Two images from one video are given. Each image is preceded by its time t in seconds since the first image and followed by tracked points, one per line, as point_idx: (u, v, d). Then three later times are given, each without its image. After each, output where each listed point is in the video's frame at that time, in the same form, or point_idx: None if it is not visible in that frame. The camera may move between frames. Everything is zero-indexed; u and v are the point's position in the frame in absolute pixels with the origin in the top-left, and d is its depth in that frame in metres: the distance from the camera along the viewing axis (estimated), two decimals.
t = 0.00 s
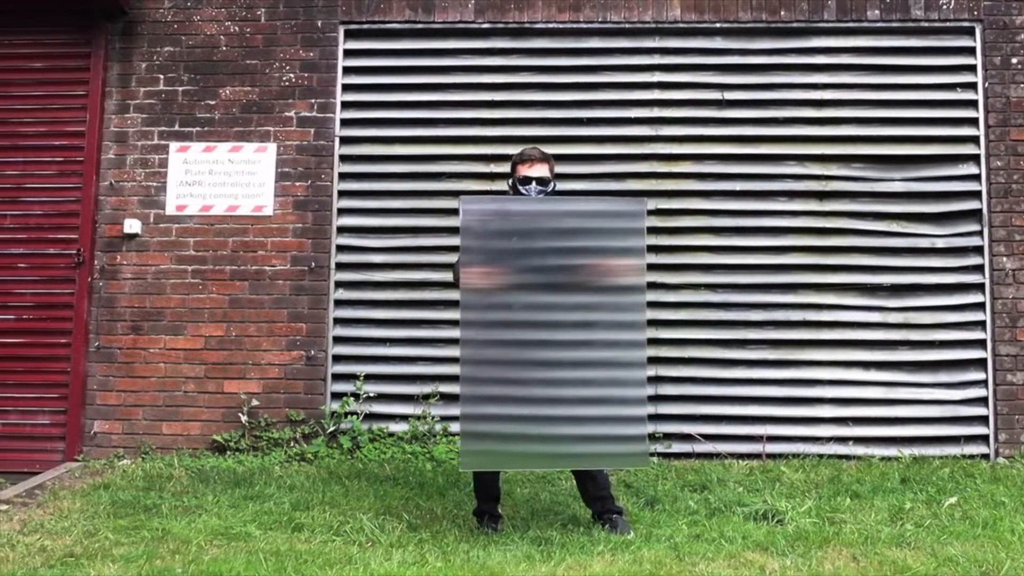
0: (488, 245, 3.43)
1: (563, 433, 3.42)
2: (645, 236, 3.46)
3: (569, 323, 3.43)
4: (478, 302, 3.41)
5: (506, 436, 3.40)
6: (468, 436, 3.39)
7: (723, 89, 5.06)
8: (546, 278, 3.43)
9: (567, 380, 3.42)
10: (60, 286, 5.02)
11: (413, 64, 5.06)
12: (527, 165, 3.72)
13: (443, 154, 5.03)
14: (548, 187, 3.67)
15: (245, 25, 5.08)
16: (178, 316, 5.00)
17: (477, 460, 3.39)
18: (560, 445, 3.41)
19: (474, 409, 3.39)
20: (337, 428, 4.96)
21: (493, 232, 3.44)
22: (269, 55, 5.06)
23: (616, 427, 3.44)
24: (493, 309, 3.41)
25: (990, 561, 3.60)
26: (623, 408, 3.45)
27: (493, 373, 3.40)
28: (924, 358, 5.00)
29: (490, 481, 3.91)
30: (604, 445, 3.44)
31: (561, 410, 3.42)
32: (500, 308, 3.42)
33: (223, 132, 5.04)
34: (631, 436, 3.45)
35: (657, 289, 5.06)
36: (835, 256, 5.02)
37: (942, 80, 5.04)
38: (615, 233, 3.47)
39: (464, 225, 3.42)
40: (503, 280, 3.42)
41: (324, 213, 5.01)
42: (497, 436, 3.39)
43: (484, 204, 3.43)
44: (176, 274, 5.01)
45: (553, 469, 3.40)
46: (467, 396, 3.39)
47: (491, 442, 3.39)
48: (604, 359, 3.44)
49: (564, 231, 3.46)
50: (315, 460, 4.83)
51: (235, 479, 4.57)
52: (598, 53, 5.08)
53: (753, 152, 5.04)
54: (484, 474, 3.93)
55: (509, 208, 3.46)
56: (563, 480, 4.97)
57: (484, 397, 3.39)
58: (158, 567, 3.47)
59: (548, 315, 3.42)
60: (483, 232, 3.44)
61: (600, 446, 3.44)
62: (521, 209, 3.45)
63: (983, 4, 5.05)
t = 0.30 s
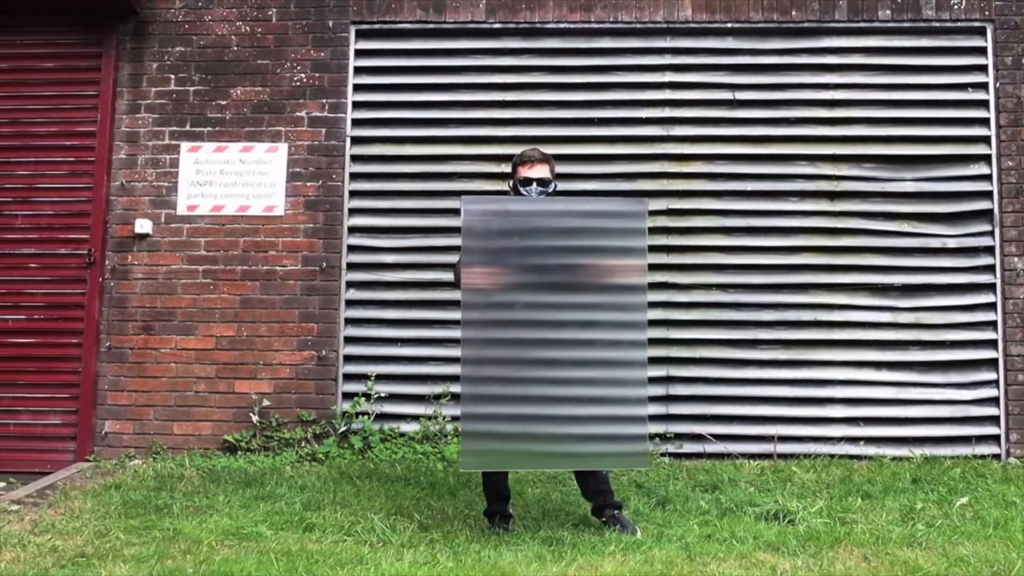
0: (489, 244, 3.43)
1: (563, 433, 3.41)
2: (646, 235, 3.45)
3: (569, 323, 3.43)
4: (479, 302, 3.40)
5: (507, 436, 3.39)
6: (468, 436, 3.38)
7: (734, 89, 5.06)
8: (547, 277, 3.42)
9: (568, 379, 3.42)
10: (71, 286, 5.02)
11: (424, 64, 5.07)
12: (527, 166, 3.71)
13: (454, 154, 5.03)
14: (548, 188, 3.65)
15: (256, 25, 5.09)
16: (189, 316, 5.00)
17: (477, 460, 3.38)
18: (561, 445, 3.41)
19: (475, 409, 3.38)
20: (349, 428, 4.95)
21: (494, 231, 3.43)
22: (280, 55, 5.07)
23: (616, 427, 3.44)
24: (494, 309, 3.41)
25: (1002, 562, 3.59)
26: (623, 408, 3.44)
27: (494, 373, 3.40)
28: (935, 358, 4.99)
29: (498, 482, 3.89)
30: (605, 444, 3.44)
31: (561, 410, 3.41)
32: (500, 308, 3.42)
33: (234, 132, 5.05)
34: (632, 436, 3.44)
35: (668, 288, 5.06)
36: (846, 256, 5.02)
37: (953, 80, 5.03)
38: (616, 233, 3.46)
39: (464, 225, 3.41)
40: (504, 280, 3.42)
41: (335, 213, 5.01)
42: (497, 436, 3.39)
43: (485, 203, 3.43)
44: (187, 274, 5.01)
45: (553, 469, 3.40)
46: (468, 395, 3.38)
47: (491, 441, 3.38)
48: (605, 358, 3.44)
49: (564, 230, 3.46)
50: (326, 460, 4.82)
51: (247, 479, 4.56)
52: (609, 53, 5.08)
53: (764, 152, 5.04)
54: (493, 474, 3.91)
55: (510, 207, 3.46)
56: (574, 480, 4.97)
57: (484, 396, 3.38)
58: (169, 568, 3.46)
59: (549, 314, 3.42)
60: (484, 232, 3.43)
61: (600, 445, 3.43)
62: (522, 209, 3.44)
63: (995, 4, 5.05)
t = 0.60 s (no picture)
0: (491, 244, 3.41)
1: (564, 432, 3.40)
2: (648, 235, 3.43)
3: (571, 323, 3.41)
4: (481, 302, 3.39)
5: (508, 436, 3.39)
6: (468, 435, 3.37)
7: (747, 89, 5.07)
8: (549, 277, 3.41)
9: (569, 379, 3.40)
10: (83, 286, 5.02)
11: (437, 64, 5.07)
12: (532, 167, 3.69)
13: (467, 154, 5.03)
14: (552, 189, 3.63)
15: (268, 25, 5.10)
16: (202, 316, 5.00)
17: (479, 459, 3.37)
18: (562, 444, 3.40)
19: (476, 409, 3.37)
20: (361, 428, 4.95)
21: (495, 231, 3.42)
22: (293, 55, 5.08)
23: (617, 426, 3.43)
24: (496, 308, 3.39)
25: (1016, 562, 3.57)
26: (625, 407, 3.43)
27: (496, 373, 3.38)
28: (948, 358, 4.99)
29: (509, 481, 3.86)
30: (606, 444, 3.43)
31: (562, 410, 3.40)
32: (502, 308, 3.40)
33: (247, 132, 5.06)
34: (633, 436, 3.43)
35: (681, 288, 5.06)
36: (859, 256, 5.02)
37: (966, 80, 5.04)
38: (619, 232, 3.44)
39: (466, 224, 3.40)
40: (506, 280, 3.40)
41: (348, 213, 5.01)
42: (498, 435, 3.38)
43: (487, 203, 3.41)
44: (200, 274, 5.02)
45: (555, 469, 3.40)
46: (469, 395, 3.37)
47: (492, 441, 3.38)
48: (606, 358, 3.42)
49: (566, 230, 3.44)
50: (339, 460, 4.81)
51: (259, 479, 4.55)
52: (621, 53, 5.09)
53: (777, 152, 5.04)
54: (504, 473, 3.89)
55: (512, 207, 3.44)
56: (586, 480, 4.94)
57: (486, 396, 3.37)
58: (182, 568, 3.44)
59: (551, 314, 3.40)
60: (486, 231, 3.41)
61: (600, 445, 3.42)
62: (524, 208, 3.43)
63: (1007, 5, 5.05)
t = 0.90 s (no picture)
0: (491, 244, 3.41)
1: (564, 433, 3.40)
2: (649, 235, 3.43)
3: (571, 323, 3.41)
4: (482, 302, 3.39)
5: (509, 436, 3.38)
6: (468, 435, 3.37)
7: (757, 89, 5.07)
8: (550, 277, 3.40)
9: (569, 379, 3.39)
10: (93, 285, 5.02)
11: (447, 64, 5.08)
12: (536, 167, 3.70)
13: (477, 154, 5.03)
14: (555, 189, 3.62)
15: (279, 25, 5.12)
16: (212, 316, 5.00)
17: (479, 460, 3.37)
18: (562, 445, 3.40)
19: (477, 409, 3.36)
20: (371, 428, 4.94)
21: (496, 231, 3.42)
22: (303, 55, 5.09)
23: (618, 426, 3.42)
24: (496, 308, 3.39)
25: None
26: (625, 408, 3.42)
27: (496, 373, 3.38)
28: (958, 358, 4.99)
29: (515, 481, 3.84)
30: (606, 445, 3.41)
31: (563, 410, 3.39)
32: (503, 308, 3.40)
33: (256, 132, 5.06)
34: (633, 436, 3.42)
35: (691, 288, 5.06)
36: (869, 256, 5.02)
37: (976, 80, 5.04)
38: (619, 232, 3.44)
39: (467, 224, 3.40)
40: (507, 280, 3.40)
41: (358, 213, 5.01)
42: (498, 435, 3.37)
43: (489, 203, 3.41)
44: (210, 274, 5.01)
45: (555, 469, 3.39)
46: (470, 395, 3.37)
47: (493, 441, 3.37)
48: (606, 358, 3.42)
49: (567, 230, 3.44)
50: (349, 461, 4.80)
51: (269, 479, 4.54)
52: (631, 53, 5.10)
53: (787, 152, 5.04)
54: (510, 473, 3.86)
55: (514, 207, 3.44)
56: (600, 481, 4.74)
57: (487, 396, 3.37)
58: (192, 568, 3.43)
59: (551, 314, 3.40)
60: (486, 231, 3.41)
61: (601, 445, 3.41)
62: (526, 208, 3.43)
63: (1017, 5, 5.05)
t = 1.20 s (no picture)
0: (491, 245, 3.41)
1: (564, 433, 3.39)
2: (648, 235, 3.43)
3: (571, 323, 3.40)
4: (482, 303, 3.39)
5: (509, 437, 3.38)
6: (468, 435, 3.37)
7: (765, 89, 5.07)
8: (550, 278, 3.40)
9: (568, 379, 3.39)
10: (102, 285, 5.02)
11: (456, 64, 5.08)
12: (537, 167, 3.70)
13: (486, 154, 5.03)
14: (555, 189, 3.62)
15: (287, 25, 5.12)
16: (221, 316, 5.00)
17: (479, 460, 3.36)
18: (562, 445, 3.39)
19: (478, 410, 3.37)
20: (380, 428, 4.94)
21: (496, 231, 3.42)
22: (312, 55, 5.09)
23: (618, 427, 3.41)
24: (496, 309, 3.39)
25: None
26: (625, 408, 3.41)
27: (496, 373, 3.38)
28: (967, 359, 4.99)
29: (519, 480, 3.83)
30: (606, 445, 3.40)
31: (562, 410, 3.39)
32: (503, 309, 3.40)
33: (265, 132, 5.06)
34: (633, 437, 3.41)
35: (700, 288, 5.06)
36: (878, 256, 5.02)
37: (986, 80, 5.04)
38: (619, 232, 3.44)
39: (467, 225, 3.40)
40: (507, 280, 3.40)
41: (367, 213, 5.01)
42: (498, 435, 3.37)
43: (490, 203, 3.42)
44: (219, 274, 5.01)
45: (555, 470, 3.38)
46: (470, 396, 3.37)
47: (493, 442, 3.37)
48: (606, 358, 3.41)
49: (566, 230, 3.44)
50: (358, 461, 4.80)
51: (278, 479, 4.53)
52: (640, 53, 5.10)
53: (796, 152, 5.04)
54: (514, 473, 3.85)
55: (513, 207, 3.44)
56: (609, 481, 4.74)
57: (487, 397, 3.37)
58: (201, 568, 3.42)
59: (551, 315, 3.40)
60: (486, 232, 3.42)
61: (600, 445, 3.40)
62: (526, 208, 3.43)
63: None
